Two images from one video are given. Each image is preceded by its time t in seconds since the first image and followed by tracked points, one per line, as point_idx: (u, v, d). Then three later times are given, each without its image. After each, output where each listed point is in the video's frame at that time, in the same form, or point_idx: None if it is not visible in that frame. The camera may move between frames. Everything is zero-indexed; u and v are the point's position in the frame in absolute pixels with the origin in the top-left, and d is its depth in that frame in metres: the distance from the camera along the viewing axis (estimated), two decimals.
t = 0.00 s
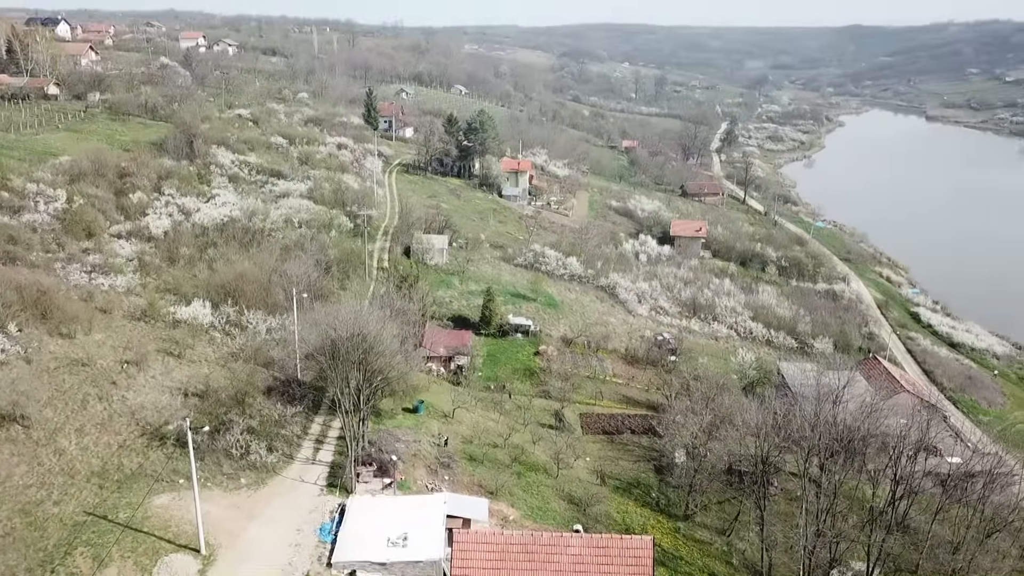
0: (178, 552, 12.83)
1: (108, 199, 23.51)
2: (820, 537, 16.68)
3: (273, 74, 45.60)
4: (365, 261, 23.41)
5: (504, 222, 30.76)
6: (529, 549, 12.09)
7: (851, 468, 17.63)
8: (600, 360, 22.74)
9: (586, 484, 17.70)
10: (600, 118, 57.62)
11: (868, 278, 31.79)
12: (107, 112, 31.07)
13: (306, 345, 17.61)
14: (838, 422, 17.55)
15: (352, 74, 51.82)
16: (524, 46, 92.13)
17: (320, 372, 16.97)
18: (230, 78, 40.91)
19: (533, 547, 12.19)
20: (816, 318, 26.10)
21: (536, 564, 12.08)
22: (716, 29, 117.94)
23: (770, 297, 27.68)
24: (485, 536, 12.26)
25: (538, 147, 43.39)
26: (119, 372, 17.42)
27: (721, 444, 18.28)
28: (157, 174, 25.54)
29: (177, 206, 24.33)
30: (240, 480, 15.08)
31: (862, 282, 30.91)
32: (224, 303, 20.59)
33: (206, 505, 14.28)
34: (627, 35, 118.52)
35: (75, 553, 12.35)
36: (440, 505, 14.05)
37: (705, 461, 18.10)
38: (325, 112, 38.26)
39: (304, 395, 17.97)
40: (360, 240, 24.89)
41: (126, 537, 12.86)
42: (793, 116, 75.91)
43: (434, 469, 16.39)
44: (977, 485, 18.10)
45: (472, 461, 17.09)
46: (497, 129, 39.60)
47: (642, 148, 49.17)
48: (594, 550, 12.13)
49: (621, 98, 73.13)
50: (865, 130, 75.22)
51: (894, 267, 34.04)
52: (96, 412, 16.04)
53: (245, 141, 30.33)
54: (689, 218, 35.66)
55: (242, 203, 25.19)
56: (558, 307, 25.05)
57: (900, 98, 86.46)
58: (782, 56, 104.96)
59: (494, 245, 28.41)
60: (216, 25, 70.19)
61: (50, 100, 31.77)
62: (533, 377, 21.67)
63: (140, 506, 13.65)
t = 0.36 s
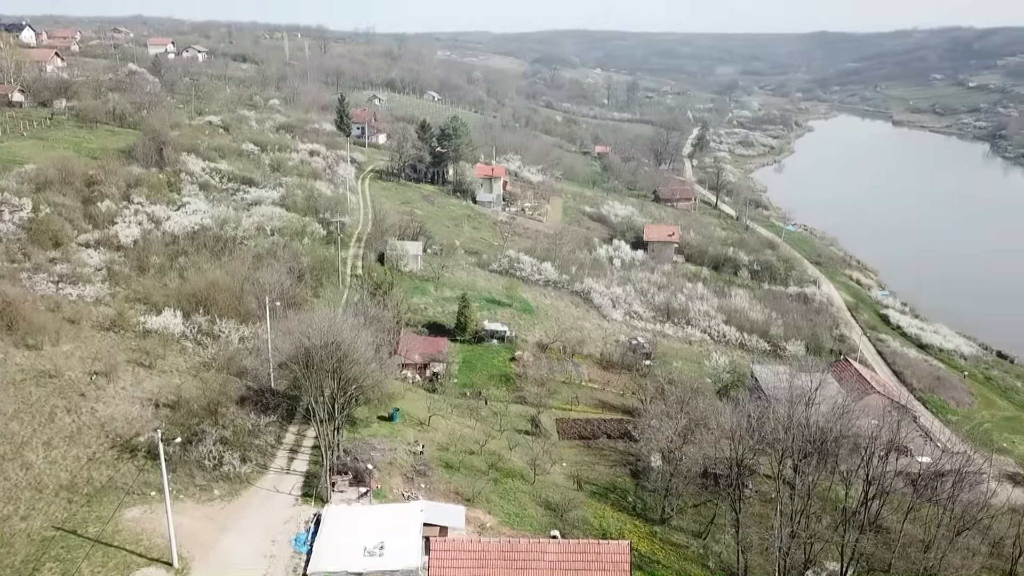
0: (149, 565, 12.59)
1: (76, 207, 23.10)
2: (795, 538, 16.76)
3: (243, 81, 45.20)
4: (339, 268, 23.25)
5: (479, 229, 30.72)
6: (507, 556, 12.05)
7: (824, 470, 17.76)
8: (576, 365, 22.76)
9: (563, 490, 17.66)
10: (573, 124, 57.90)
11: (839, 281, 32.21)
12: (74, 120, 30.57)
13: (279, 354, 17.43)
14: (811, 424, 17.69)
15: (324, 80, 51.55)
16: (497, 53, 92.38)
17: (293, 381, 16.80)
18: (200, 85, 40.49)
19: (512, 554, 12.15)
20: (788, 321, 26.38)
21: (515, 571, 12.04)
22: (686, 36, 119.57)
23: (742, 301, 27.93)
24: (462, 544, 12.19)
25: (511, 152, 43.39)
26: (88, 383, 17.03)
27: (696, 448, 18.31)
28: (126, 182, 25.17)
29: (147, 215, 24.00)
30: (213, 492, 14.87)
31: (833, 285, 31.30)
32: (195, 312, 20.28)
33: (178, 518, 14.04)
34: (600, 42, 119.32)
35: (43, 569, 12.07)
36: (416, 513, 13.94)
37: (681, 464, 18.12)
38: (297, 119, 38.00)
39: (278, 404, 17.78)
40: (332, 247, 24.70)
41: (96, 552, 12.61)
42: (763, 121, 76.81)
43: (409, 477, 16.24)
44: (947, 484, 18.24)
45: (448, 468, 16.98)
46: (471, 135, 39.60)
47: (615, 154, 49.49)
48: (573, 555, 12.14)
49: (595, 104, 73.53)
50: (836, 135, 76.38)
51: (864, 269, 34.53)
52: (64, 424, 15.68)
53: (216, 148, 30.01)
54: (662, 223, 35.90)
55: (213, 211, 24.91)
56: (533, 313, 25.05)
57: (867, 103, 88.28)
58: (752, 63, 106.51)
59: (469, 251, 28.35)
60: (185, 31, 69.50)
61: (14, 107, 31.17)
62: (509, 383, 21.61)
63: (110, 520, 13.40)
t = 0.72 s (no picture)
0: None
1: (47, 216, 22.72)
2: (773, 541, 16.84)
3: (217, 87, 44.83)
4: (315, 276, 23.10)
5: (456, 235, 30.68)
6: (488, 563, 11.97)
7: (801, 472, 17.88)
8: (554, 371, 22.77)
9: (542, 496, 17.62)
10: (549, 130, 58.10)
11: (813, 285, 32.56)
12: (44, 127, 30.12)
13: (255, 363, 17.25)
14: (787, 427, 17.85)
15: (299, 87, 51.31)
16: (473, 60, 92.57)
17: (270, 391, 16.63)
18: (173, 92, 40.08)
19: (493, 561, 12.08)
20: (764, 325, 26.61)
21: None
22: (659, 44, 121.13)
23: (719, 306, 28.13)
24: (443, 552, 12.10)
25: (488, 159, 43.36)
26: (59, 395, 16.67)
27: (675, 452, 18.37)
28: (98, 190, 24.82)
29: (119, 223, 23.68)
30: (189, 503, 14.66)
31: (808, 289, 31.63)
32: (170, 321, 19.99)
33: (154, 531, 13.82)
34: (577, 50, 119.97)
35: None
36: (395, 522, 13.86)
37: (660, 469, 18.18)
38: (272, 126, 37.75)
39: (255, 414, 17.56)
40: (309, 255, 24.55)
41: (68, 567, 12.36)
42: (737, 127, 77.54)
43: (388, 485, 16.11)
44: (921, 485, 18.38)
45: (427, 477, 16.86)
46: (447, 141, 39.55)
47: (591, 160, 49.74)
48: (554, 562, 12.17)
49: (571, 110, 73.87)
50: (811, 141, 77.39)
51: (838, 273, 34.97)
52: (35, 437, 15.35)
53: (189, 156, 29.72)
54: (639, 229, 36.11)
55: (187, 219, 24.65)
56: (512, 319, 25.02)
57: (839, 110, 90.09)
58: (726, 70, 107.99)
59: (446, 258, 28.30)
60: (157, 38, 68.73)
61: None
62: (488, 390, 21.53)
63: (83, 534, 13.16)
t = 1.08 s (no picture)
0: None
1: (12, 227, 22.25)
2: (748, 546, 16.94)
3: (187, 96, 44.35)
4: (288, 285, 22.89)
5: (431, 243, 30.59)
6: None
7: (775, 476, 18.04)
8: (530, 378, 22.75)
9: (519, 504, 17.55)
10: (523, 138, 58.28)
11: (785, 290, 32.92)
12: (10, 137, 29.57)
13: (227, 374, 17.02)
14: (761, 431, 18.06)
15: (270, 95, 50.98)
16: (446, 68, 92.64)
17: (243, 402, 16.40)
18: (142, 101, 39.59)
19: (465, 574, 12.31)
20: (737, 330, 26.83)
21: None
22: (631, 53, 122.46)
23: (692, 312, 28.34)
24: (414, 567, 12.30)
25: (463, 167, 43.32)
26: (25, 409, 16.23)
27: (650, 458, 18.45)
28: (65, 200, 24.39)
29: (88, 234, 23.27)
30: (161, 518, 14.41)
31: (780, 294, 31.96)
32: (140, 333, 19.63)
33: (124, 546, 13.56)
34: (552, 59, 120.57)
35: None
36: (372, 534, 13.71)
37: (636, 475, 18.21)
38: (244, 135, 37.44)
39: (228, 426, 17.30)
40: (281, 264, 24.34)
41: None
42: (709, 134, 78.37)
43: (364, 496, 15.97)
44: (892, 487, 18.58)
45: (403, 486, 16.73)
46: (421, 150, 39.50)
47: (565, 167, 49.97)
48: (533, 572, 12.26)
49: (544, 118, 74.15)
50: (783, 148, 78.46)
51: (809, 278, 35.41)
52: None
53: (159, 165, 29.35)
54: (613, 236, 36.30)
55: (157, 229, 24.32)
56: (487, 327, 24.97)
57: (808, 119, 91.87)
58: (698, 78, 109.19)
59: (421, 266, 28.21)
60: (124, 46, 67.88)
61: None
62: (464, 399, 21.42)
63: (51, 552, 12.88)
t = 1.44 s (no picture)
0: None
1: None
2: (725, 550, 16.97)
3: (157, 105, 43.82)
4: (261, 295, 22.66)
5: (406, 252, 30.48)
6: None
7: (750, 481, 18.12)
8: (506, 386, 22.70)
9: (497, 513, 17.44)
10: (497, 146, 58.40)
11: (758, 296, 33.23)
12: None
13: (200, 386, 16.76)
14: (736, 436, 18.16)
15: (241, 104, 50.55)
16: (419, 76, 92.53)
17: (216, 414, 16.16)
18: (111, 110, 39.04)
19: None
20: (711, 336, 27.05)
21: None
22: (604, 61, 123.28)
23: (667, 318, 28.52)
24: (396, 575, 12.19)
25: (437, 175, 43.27)
26: None
27: (627, 465, 18.45)
28: (32, 211, 23.89)
29: (55, 245, 22.80)
30: (132, 533, 14.14)
31: (753, 300, 32.25)
32: (110, 345, 19.22)
33: (94, 564, 13.26)
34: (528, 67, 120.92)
35: None
36: (347, 545, 13.53)
37: (613, 482, 18.18)
38: (215, 144, 37.07)
39: (200, 438, 17.10)
40: (254, 274, 24.09)
41: None
42: (681, 142, 79.15)
43: (340, 507, 15.79)
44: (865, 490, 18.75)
45: (379, 497, 16.57)
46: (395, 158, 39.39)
47: (539, 175, 50.15)
48: None
49: (518, 126, 74.33)
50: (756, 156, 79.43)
51: (781, 284, 35.80)
52: None
53: (129, 175, 28.97)
54: (588, 243, 36.43)
55: (127, 239, 23.95)
56: (463, 336, 24.90)
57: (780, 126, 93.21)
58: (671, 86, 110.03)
59: (396, 275, 28.10)
60: (92, 54, 66.87)
61: None
62: (440, 408, 21.30)
63: (19, 571, 12.56)
